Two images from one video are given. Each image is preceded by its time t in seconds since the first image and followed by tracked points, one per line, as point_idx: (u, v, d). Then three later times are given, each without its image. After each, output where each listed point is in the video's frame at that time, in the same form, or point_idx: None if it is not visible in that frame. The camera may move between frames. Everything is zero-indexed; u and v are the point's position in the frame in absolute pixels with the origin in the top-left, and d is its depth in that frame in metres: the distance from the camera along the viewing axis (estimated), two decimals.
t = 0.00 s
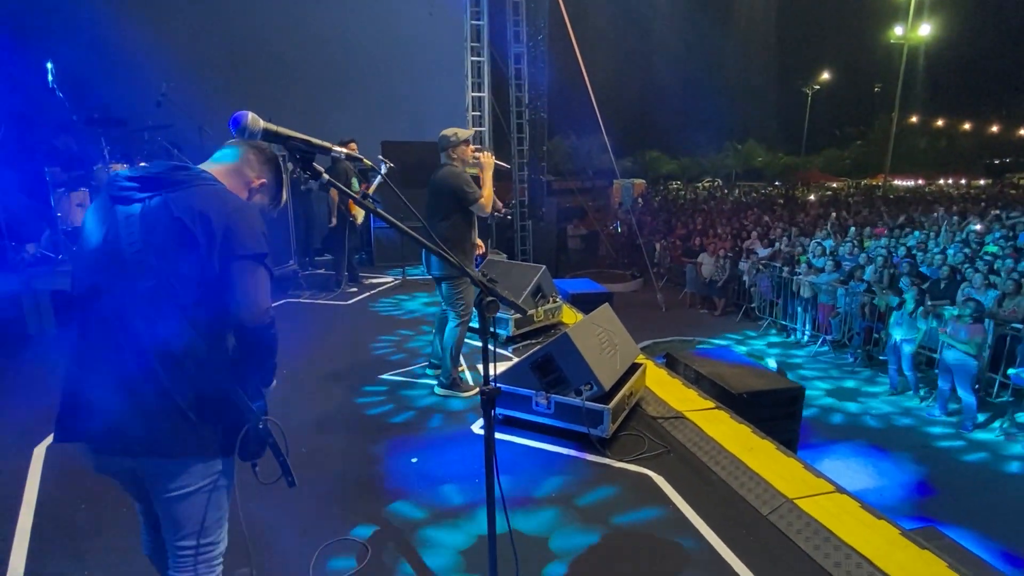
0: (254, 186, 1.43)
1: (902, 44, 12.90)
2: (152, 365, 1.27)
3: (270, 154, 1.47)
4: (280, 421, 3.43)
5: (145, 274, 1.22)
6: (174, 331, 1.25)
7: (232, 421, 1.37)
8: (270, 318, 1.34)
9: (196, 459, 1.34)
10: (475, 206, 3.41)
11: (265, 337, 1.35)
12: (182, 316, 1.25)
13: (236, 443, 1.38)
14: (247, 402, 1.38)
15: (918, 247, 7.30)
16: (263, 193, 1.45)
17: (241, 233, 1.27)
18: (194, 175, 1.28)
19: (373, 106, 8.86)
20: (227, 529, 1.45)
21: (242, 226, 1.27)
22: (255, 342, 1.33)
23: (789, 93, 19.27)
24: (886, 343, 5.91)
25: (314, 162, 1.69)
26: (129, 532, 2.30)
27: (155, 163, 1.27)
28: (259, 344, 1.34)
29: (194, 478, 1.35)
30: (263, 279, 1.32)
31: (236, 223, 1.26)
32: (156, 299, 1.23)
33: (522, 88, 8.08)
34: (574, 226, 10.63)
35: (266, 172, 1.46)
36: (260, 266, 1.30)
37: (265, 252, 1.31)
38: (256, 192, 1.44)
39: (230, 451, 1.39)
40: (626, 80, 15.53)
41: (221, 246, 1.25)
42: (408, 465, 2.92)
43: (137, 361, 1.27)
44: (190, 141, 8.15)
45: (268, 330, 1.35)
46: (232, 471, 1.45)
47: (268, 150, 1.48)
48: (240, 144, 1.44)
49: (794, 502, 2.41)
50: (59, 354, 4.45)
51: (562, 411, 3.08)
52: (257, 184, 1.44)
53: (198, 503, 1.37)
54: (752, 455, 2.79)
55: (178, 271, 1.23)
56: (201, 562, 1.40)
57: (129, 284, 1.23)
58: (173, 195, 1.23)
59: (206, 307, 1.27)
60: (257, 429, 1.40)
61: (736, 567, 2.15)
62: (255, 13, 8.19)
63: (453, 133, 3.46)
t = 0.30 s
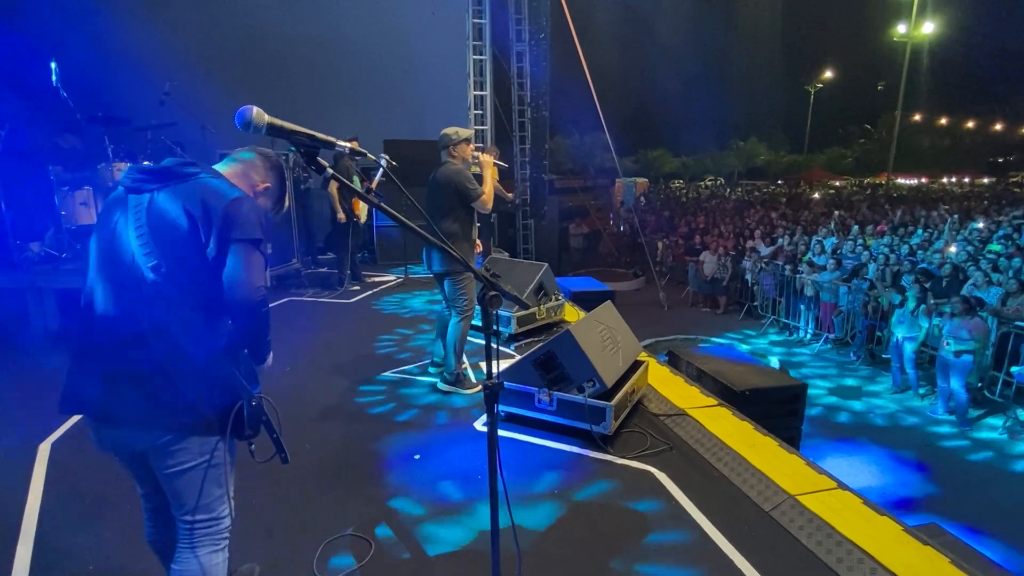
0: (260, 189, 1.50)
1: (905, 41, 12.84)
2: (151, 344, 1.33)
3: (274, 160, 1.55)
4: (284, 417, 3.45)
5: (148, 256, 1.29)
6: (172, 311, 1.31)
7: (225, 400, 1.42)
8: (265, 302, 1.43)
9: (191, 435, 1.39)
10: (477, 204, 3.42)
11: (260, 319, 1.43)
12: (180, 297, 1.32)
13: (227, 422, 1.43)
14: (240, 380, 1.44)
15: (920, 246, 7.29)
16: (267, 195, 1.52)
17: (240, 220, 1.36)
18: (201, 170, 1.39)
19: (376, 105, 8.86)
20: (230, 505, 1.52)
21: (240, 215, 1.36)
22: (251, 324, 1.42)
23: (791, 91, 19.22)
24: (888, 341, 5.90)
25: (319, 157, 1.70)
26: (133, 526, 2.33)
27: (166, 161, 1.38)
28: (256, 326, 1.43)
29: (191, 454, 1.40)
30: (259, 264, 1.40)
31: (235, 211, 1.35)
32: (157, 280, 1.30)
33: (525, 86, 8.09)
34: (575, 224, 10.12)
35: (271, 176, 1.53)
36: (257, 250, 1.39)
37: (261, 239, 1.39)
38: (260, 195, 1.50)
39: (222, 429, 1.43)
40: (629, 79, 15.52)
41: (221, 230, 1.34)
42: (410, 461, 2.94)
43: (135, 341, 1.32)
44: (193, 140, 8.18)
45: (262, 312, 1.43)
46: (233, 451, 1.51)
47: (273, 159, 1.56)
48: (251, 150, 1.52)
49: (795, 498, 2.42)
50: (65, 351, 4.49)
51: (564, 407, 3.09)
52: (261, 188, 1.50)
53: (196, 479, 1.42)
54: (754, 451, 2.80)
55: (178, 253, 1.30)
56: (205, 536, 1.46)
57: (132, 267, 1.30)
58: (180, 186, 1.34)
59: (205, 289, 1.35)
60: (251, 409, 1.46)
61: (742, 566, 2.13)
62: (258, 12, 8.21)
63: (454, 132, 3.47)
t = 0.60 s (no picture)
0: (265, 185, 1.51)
1: (908, 41, 12.80)
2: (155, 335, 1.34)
3: (280, 160, 1.56)
4: (285, 414, 3.46)
5: (153, 248, 1.30)
6: (177, 303, 1.33)
7: (226, 390, 1.44)
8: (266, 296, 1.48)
9: (192, 424, 1.39)
10: (480, 200, 3.42)
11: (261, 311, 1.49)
12: (188, 289, 1.34)
13: (227, 409, 1.44)
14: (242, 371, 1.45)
15: (922, 246, 7.28)
16: (272, 193, 1.53)
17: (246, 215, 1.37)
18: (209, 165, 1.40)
19: (379, 105, 8.94)
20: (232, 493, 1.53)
21: (247, 210, 1.38)
22: (252, 314, 1.48)
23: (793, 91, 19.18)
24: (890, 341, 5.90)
25: (320, 151, 1.71)
26: (135, 518, 2.35)
27: (174, 155, 1.38)
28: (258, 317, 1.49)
29: (193, 443, 1.40)
30: (262, 259, 1.44)
31: (242, 207, 1.37)
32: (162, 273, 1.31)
33: (526, 86, 8.08)
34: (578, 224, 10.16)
35: (277, 176, 1.54)
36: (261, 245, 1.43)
37: (267, 234, 1.44)
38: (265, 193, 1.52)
39: (221, 417, 1.43)
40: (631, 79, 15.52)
41: (226, 226, 1.35)
42: (411, 458, 2.95)
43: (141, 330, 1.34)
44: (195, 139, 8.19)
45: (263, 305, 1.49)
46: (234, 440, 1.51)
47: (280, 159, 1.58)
48: (258, 152, 1.55)
49: (795, 495, 2.42)
50: (68, 349, 4.51)
51: (565, 405, 3.10)
52: (266, 187, 1.52)
53: (198, 468, 1.43)
54: (755, 449, 2.80)
55: (184, 247, 1.31)
56: (206, 524, 1.47)
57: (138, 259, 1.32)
58: (187, 180, 1.34)
59: (211, 283, 1.37)
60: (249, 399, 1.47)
61: (744, 565, 2.13)
62: (259, 11, 8.23)
63: (455, 128, 3.46)
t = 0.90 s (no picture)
0: (266, 176, 1.51)
1: (909, 42, 12.77)
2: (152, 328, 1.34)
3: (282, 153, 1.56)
4: (285, 412, 3.46)
5: (153, 242, 1.31)
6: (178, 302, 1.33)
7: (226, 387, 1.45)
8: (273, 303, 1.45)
9: (193, 420, 1.39)
10: (481, 203, 3.41)
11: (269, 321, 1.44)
12: (187, 288, 1.33)
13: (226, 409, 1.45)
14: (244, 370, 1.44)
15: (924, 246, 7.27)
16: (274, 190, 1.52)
17: (249, 214, 1.35)
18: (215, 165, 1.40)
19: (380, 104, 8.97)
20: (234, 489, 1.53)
21: (251, 209, 1.36)
22: (260, 325, 1.43)
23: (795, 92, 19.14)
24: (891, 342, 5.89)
25: (319, 147, 1.72)
26: (133, 514, 2.35)
27: (179, 153, 1.40)
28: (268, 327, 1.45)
29: (193, 438, 1.41)
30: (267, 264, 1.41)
31: (245, 206, 1.35)
32: (161, 268, 1.31)
33: (528, 85, 8.07)
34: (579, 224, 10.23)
35: (279, 170, 1.54)
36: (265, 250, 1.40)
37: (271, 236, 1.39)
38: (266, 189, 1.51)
39: (221, 414, 1.44)
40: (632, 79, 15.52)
41: (228, 227, 1.33)
42: (411, 456, 2.95)
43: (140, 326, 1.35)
44: (197, 138, 8.20)
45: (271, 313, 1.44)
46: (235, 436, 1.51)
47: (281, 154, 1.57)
48: (261, 149, 1.54)
49: (795, 495, 2.42)
50: (69, 346, 4.51)
51: (565, 404, 3.09)
52: (267, 179, 1.51)
53: (197, 463, 1.43)
54: (755, 448, 2.80)
55: (186, 244, 1.31)
56: (207, 518, 1.48)
57: (139, 253, 1.33)
58: (190, 179, 1.35)
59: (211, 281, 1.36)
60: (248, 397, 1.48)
61: (744, 565, 2.13)
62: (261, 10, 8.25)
63: (457, 127, 3.45)
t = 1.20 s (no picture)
0: (262, 169, 1.51)
1: (911, 44, 12.77)
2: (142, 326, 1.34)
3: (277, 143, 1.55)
4: (284, 412, 3.46)
5: (144, 241, 1.32)
6: (166, 301, 1.33)
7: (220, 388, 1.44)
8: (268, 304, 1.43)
9: (188, 417, 1.39)
10: (482, 209, 3.42)
11: (264, 322, 1.42)
12: (174, 287, 1.33)
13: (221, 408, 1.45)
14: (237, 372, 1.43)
15: (925, 248, 7.25)
16: (271, 184, 1.51)
17: (238, 213, 1.35)
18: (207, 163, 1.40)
19: (382, 105, 8.95)
20: (234, 484, 1.52)
21: (239, 209, 1.35)
22: (254, 326, 1.42)
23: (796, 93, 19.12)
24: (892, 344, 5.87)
25: (319, 146, 1.72)
26: (133, 511, 2.35)
27: (174, 150, 1.41)
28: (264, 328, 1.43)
29: (190, 435, 1.40)
30: (257, 263, 1.39)
31: (234, 205, 1.35)
32: (151, 266, 1.32)
33: (529, 86, 8.10)
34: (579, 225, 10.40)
35: (275, 161, 1.53)
36: (255, 249, 1.38)
37: (259, 236, 1.38)
38: (262, 181, 1.51)
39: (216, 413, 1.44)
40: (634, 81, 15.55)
41: (216, 225, 1.33)
42: (411, 457, 2.95)
43: (131, 324, 1.35)
44: (199, 137, 8.21)
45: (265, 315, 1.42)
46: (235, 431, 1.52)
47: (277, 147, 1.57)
48: (259, 144, 1.54)
49: (796, 496, 2.41)
50: (70, 345, 4.52)
51: (565, 405, 3.09)
52: (264, 168, 1.51)
53: (198, 459, 1.43)
54: (756, 449, 2.79)
55: (174, 243, 1.31)
56: (207, 513, 1.47)
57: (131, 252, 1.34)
58: (181, 177, 1.36)
59: (200, 280, 1.36)
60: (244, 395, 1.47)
61: (744, 566, 2.12)
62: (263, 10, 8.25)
63: (460, 129, 3.45)
